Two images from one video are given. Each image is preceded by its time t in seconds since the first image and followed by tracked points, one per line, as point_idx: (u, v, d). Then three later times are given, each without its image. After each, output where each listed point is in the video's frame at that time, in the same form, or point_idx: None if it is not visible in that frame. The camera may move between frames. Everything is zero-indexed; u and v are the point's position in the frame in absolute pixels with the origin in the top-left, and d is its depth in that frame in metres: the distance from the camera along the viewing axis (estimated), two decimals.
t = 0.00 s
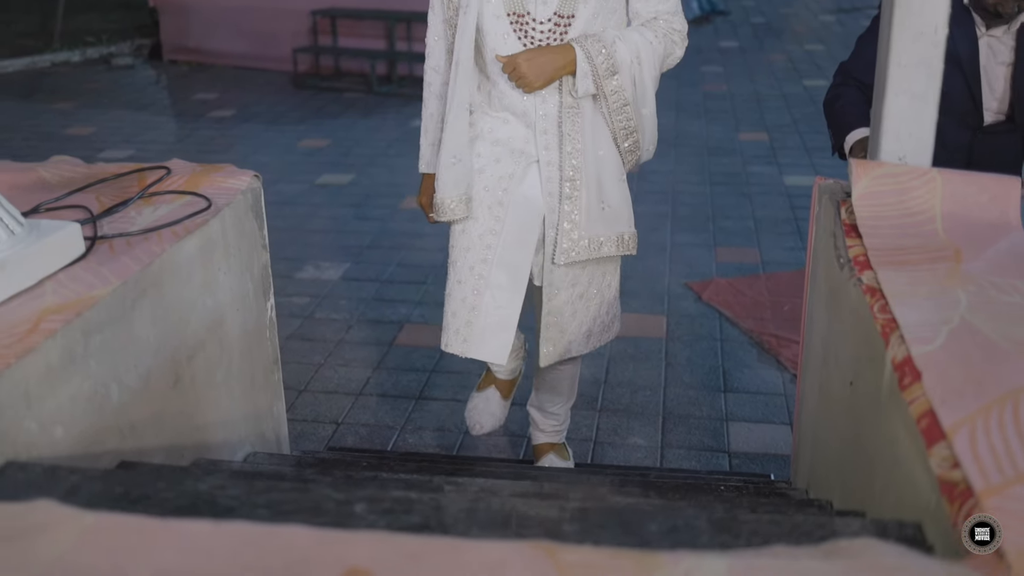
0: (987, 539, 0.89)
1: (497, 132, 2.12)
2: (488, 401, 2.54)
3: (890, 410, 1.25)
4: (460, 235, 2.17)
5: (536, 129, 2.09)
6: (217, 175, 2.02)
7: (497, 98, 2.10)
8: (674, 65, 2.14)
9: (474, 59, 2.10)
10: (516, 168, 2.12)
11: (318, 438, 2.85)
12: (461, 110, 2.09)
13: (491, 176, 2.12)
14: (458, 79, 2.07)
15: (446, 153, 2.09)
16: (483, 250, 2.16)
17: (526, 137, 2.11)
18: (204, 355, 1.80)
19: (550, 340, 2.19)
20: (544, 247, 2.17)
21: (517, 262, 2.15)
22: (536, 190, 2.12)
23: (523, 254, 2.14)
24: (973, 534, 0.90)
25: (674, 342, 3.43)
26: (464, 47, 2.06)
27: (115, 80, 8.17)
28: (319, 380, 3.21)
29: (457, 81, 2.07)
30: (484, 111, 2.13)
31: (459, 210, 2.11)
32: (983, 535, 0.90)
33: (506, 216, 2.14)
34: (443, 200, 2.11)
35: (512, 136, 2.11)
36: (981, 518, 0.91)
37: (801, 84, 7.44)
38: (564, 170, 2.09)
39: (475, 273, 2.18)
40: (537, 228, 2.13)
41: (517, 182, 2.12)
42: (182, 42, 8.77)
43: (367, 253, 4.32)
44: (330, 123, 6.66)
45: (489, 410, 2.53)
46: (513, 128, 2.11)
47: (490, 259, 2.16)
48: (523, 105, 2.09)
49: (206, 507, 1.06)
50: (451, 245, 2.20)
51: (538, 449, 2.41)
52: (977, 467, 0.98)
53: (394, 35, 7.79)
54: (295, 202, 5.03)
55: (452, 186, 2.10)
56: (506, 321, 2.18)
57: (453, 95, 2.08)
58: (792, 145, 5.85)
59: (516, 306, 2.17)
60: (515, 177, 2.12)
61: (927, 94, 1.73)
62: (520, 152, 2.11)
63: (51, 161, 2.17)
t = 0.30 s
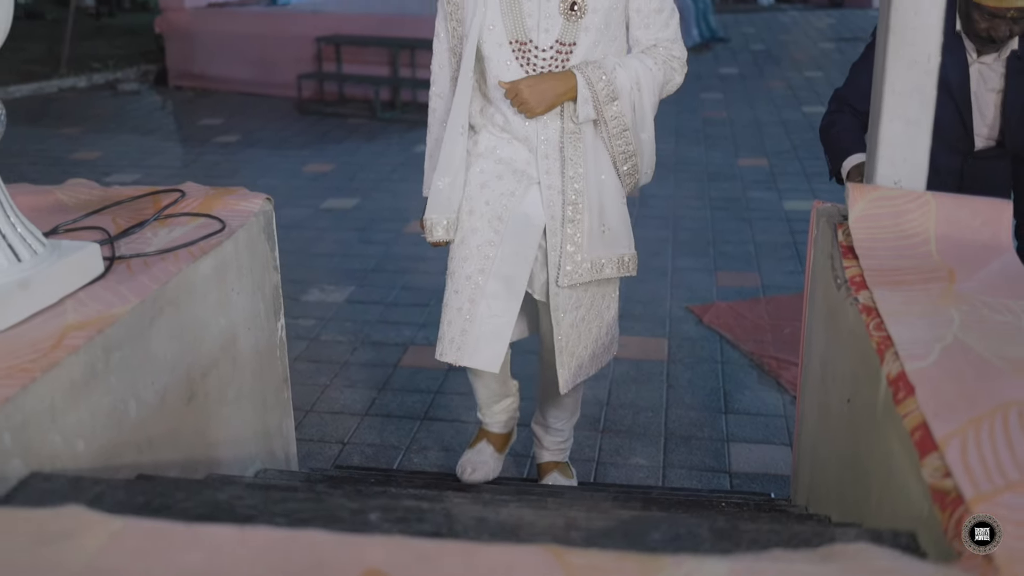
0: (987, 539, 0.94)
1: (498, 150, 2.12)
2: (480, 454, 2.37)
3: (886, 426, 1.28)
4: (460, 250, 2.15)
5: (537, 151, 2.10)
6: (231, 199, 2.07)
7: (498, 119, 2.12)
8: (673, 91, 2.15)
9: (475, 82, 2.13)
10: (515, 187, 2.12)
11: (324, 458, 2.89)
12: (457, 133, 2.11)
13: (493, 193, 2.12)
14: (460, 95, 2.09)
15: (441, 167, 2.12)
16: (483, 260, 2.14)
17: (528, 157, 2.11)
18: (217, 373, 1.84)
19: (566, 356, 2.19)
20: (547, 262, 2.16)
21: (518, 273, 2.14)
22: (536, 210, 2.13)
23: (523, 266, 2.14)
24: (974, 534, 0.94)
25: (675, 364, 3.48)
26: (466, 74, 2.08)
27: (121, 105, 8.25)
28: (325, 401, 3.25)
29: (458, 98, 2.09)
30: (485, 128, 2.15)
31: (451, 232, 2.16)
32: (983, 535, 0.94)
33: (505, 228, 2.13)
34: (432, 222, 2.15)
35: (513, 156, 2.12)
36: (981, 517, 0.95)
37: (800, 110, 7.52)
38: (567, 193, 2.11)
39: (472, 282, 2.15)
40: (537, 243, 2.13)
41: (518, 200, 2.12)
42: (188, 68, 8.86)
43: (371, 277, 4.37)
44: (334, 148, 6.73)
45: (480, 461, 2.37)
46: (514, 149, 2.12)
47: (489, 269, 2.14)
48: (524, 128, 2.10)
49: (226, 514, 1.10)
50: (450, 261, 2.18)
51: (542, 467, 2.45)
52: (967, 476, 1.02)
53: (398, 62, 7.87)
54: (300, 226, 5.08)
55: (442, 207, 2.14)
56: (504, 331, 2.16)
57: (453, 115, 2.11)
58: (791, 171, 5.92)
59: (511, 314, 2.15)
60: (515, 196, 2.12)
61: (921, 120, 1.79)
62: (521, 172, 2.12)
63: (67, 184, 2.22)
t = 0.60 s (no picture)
0: (986, 539, 0.97)
1: (499, 177, 2.15)
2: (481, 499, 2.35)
3: (881, 438, 1.32)
4: (461, 277, 2.18)
5: (535, 177, 2.13)
6: (243, 220, 2.13)
7: (497, 144, 2.15)
8: (670, 117, 2.18)
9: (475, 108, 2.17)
10: (516, 214, 2.14)
11: (330, 476, 2.93)
12: (457, 160, 2.15)
13: (492, 220, 2.14)
14: (461, 120, 2.13)
15: (443, 193, 2.17)
16: (483, 287, 2.15)
17: (526, 181, 2.14)
18: (229, 390, 1.89)
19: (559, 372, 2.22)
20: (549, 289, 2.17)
21: (518, 298, 2.15)
22: (534, 236, 2.15)
23: (522, 292, 2.15)
24: (975, 535, 0.98)
25: (677, 385, 3.51)
26: (466, 99, 2.11)
27: (127, 129, 8.33)
28: (331, 420, 3.29)
29: (458, 122, 2.13)
30: (484, 152, 2.17)
31: (451, 255, 2.22)
32: (983, 535, 0.98)
33: (505, 255, 2.15)
34: (433, 244, 2.21)
35: (512, 182, 2.15)
36: (981, 518, 0.99)
37: (801, 135, 7.58)
38: (564, 217, 2.14)
39: (473, 310, 2.17)
40: (536, 268, 2.15)
41: (516, 226, 2.14)
42: (194, 92, 8.95)
43: (376, 298, 4.42)
44: (339, 172, 6.79)
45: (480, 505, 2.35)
46: (512, 174, 2.15)
47: (489, 296, 2.15)
48: (523, 153, 2.13)
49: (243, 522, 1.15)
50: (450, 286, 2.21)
51: (547, 484, 2.48)
52: (959, 484, 1.06)
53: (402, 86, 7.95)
54: (306, 249, 5.13)
55: (443, 231, 2.20)
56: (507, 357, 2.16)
57: (453, 141, 2.14)
58: (792, 195, 5.97)
59: (513, 341, 2.16)
60: (514, 222, 2.14)
61: (915, 143, 1.84)
62: (520, 197, 2.15)
63: (82, 205, 2.27)
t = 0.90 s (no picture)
0: (987, 540, 1.01)
1: (494, 210, 2.19)
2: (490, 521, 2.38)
3: (878, 449, 1.37)
4: (459, 306, 2.21)
5: (531, 204, 2.17)
6: (255, 240, 2.18)
7: (493, 172, 2.19)
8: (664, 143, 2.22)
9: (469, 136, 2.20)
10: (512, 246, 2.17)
11: (337, 494, 2.97)
12: (454, 187, 2.18)
13: (488, 253, 2.17)
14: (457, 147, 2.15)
15: (441, 220, 2.20)
16: (477, 321, 2.19)
17: (522, 208, 2.19)
18: (242, 407, 1.93)
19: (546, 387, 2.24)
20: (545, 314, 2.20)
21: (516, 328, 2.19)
22: (532, 266, 2.19)
23: (515, 324, 2.18)
24: (975, 535, 1.02)
25: (680, 406, 3.55)
26: (462, 127, 2.15)
27: (133, 153, 8.40)
28: (338, 440, 3.33)
29: (455, 148, 2.15)
30: (478, 181, 2.21)
31: (448, 282, 2.23)
32: (984, 535, 1.02)
33: (503, 286, 2.18)
34: (432, 270, 2.23)
35: (509, 208, 2.19)
36: (981, 519, 1.04)
37: (801, 159, 7.64)
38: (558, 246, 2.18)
39: (470, 344, 2.20)
40: (532, 296, 2.19)
41: (511, 256, 2.17)
42: (199, 117, 9.03)
43: (382, 320, 4.47)
44: (343, 196, 6.85)
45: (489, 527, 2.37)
46: (508, 202, 2.19)
47: (484, 330, 2.18)
48: (518, 184, 2.17)
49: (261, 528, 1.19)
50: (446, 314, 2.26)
51: (552, 503, 2.51)
52: (953, 491, 1.10)
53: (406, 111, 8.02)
54: (311, 271, 5.19)
55: (442, 260, 2.22)
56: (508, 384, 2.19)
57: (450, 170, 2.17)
58: (793, 219, 6.02)
59: (509, 372, 2.19)
60: (510, 251, 2.17)
61: (912, 166, 1.89)
62: (515, 226, 2.18)
63: (98, 226, 2.32)
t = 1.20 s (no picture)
0: (987, 540, 1.06)
1: (487, 232, 2.22)
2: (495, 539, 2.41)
3: (878, 462, 1.41)
4: (453, 327, 2.24)
5: (524, 225, 2.21)
6: (266, 261, 2.22)
7: (485, 194, 2.22)
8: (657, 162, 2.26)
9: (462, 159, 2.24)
10: (507, 267, 2.21)
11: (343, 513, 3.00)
12: (447, 211, 2.22)
13: (482, 279, 2.22)
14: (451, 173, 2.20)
15: (433, 243, 2.24)
16: (473, 347, 2.22)
17: (514, 230, 2.22)
18: (254, 424, 1.97)
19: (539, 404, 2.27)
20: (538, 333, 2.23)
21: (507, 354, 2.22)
22: (527, 285, 2.23)
23: (510, 349, 2.22)
24: (977, 538, 1.06)
25: (682, 426, 3.58)
26: (455, 151, 2.19)
27: (138, 176, 8.47)
28: (344, 459, 3.36)
29: (445, 184, 2.21)
30: (470, 205, 2.24)
31: (441, 306, 2.28)
32: (985, 537, 1.06)
33: (502, 305, 2.22)
34: (426, 294, 2.27)
35: (501, 229, 2.22)
36: (982, 526, 1.08)
37: (802, 183, 7.70)
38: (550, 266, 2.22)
39: (466, 371, 2.24)
40: (525, 316, 2.23)
41: (505, 278, 2.22)
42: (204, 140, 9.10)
43: (387, 341, 4.51)
44: (347, 219, 6.90)
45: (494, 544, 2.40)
46: (501, 224, 2.22)
47: (480, 357, 2.22)
48: (511, 206, 2.20)
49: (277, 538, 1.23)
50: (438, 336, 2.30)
51: (555, 518, 2.54)
52: (950, 501, 1.13)
53: (409, 135, 8.09)
54: (316, 293, 5.23)
55: (436, 283, 2.26)
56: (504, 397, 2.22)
57: (445, 193, 2.21)
58: (793, 241, 6.07)
59: (507, 392, 2.22)
60: (504, 274, 2.21)
61: (909, 188, 1.93)
62: (507, 248, 2.22)
63: (111, 246, 2.37)
